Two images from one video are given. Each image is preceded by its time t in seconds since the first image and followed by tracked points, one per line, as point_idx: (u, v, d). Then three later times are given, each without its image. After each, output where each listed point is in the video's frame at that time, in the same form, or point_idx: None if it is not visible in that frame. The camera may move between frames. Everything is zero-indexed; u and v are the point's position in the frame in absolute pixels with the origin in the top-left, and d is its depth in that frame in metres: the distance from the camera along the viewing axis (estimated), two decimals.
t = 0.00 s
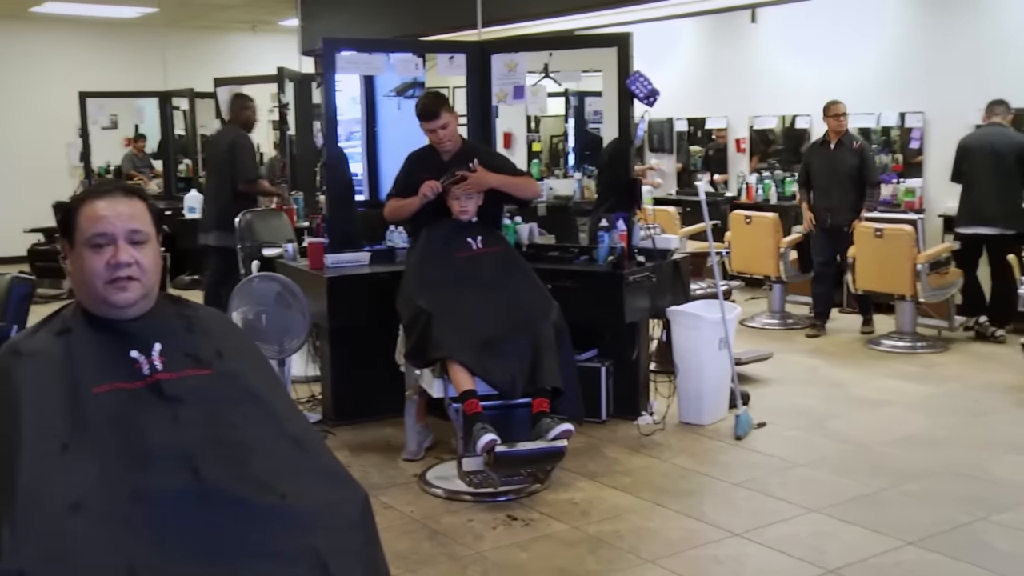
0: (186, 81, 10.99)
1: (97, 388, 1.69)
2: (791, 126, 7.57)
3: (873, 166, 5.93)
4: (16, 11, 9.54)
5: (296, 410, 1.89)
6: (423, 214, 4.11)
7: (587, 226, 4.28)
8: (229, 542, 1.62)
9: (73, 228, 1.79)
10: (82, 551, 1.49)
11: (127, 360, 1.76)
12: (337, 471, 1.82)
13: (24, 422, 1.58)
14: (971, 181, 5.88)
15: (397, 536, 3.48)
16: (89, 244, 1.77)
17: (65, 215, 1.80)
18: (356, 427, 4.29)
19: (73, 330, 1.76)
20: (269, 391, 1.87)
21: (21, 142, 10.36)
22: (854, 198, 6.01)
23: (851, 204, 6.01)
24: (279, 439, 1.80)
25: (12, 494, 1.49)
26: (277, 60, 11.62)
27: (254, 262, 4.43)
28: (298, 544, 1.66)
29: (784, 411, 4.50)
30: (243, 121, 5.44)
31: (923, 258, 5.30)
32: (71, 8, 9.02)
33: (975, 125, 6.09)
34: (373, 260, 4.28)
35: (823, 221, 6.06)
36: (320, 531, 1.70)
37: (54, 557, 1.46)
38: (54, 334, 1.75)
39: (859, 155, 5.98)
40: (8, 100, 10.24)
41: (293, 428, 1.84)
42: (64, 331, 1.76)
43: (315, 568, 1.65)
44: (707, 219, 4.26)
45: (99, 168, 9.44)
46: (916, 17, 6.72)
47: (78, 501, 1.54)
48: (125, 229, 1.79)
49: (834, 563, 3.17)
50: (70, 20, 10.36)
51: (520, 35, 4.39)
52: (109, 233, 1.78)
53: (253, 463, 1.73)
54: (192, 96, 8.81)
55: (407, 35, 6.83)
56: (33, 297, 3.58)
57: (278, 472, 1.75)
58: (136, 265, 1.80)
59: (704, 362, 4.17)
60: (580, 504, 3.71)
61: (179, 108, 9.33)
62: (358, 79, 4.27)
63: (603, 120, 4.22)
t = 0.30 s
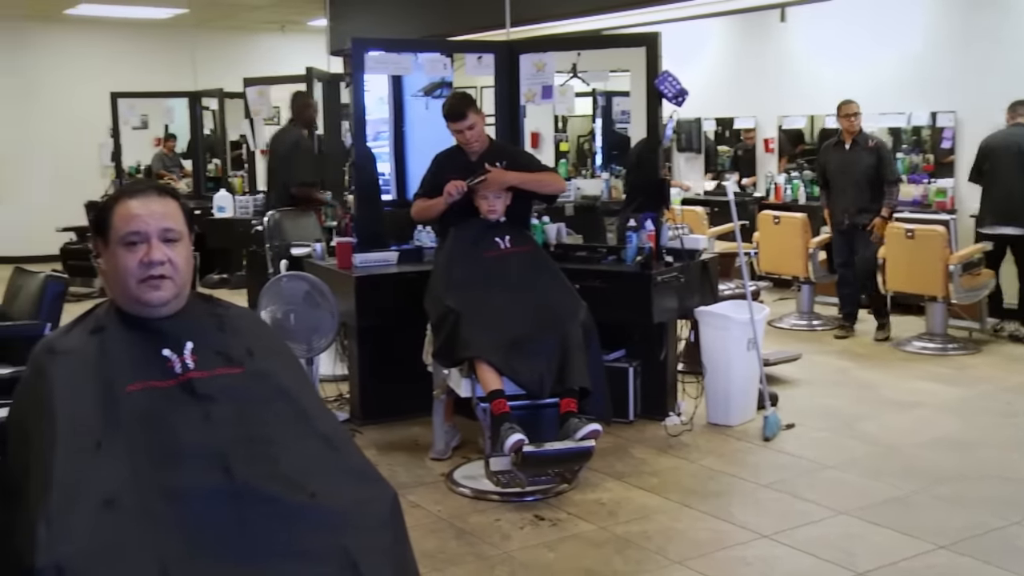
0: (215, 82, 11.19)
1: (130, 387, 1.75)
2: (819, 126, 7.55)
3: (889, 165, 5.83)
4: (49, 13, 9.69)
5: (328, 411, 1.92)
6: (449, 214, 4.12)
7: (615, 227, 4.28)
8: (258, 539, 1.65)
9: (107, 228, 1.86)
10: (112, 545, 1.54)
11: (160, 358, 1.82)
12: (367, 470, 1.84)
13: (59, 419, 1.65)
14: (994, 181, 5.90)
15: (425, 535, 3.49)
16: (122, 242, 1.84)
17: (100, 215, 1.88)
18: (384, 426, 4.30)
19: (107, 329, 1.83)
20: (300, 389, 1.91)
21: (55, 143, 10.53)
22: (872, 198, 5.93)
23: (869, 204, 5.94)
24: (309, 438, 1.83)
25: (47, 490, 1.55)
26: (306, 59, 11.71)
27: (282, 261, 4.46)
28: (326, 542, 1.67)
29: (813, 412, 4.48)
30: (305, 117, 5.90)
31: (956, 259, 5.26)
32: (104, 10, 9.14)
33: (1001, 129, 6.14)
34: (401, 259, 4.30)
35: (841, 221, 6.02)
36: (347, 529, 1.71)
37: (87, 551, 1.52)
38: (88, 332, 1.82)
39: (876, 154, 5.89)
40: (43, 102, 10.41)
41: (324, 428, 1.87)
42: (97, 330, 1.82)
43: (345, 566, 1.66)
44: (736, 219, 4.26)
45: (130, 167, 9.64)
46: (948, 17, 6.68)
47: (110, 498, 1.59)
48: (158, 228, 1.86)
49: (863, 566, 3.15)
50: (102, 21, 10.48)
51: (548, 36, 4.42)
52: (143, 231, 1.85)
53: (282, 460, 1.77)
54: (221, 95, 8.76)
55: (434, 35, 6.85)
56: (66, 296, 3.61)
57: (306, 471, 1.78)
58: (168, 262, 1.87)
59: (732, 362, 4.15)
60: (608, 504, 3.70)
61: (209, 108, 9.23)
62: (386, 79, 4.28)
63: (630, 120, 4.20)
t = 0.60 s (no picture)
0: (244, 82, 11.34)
1: (162, 384, 1.90)
2: (849, 125, 7.53)
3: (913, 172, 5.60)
4: (83, 15, 9.82)
5: (358, 411, 2.03)
6: (475, 214, 4.13)
7: (644, 226, 4.29)
8: (287, 535, 1.78)
9: (141, 226, 2.00)
10: (146, 538, 1.68)
11: (191, 357, 1.96)
12: (397, 468, 1.95)
13: (95, 417, 1.79)
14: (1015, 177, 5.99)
15: (452, 534, 3.49)
16: (155, 240, 1.98)
17: (134, 214, 2.02)
18: (412, 425, 4.31)
19: (139, 326, 1.98)
20: (329, 388, 2.03)
21: (87, 143, 10.66)
22: (894, 202, 5.74)
23: (892, 209, 5.75)
24: (339, 437, 1.95)
25: (84, 486, 1.70)
26: (334, 59, 11.77)
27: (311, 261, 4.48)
28: (355, 540, 1.79)
29: (842, 414, 4.46)
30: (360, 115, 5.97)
31: (988, 260, 5.25)
32: (135, 11, 9.25)
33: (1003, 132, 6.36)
34: (430, 259, 4.32)
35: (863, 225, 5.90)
36: (377, 526, 1.82)
37: (122, 544, 1.66)
38: (121, 330, 1.97)
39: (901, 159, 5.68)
40: (76, 103, 10.55)
41: (354, 427, 1.99)
42: (130, 327, 1.98)
43: (374, 563, 1.78)
44: (766, 219, 4.23)
45: (160, 167, 9.75)
46: (981, 15, 6.63)
47: (144, 494, 1.74)
48: (189, 226, 1.99)
49: (894, 569, 3.11)
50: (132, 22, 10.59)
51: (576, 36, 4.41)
52: (175, 230, 1.98)
53: (310, 458, 1.90)
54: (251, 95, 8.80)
55: (461, 35, 6.86)
56: (99, 294, 3.63)
57: (336, 469, 1.90)
58: (200, 259, 2.00)
59: (761, 362, 4.14)
60: (635, 505, 3.69)
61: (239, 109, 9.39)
62: (414, 78, 4.28)
63: (658, 120, 4.21)
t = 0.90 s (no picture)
0: (276, 82, 11.47)
1: (194, 383, 1.92)
2: (879, 125, 7.51)
3: (932, 175, 5.54)
4: (117, 16, 9.94)
5: (389, 411, 2.03)
6: (502, 215, 4.14)
7: (672, 227, 4.27)
8: (319, 532, 1.78)
9: (175, 225, 2.02)
10: (178, 535, 1.70)
11: (224, 355, 1.98)
12: (428, 469, 1.95)
13: (129, 416, 1.82)
14: None
15: (481, 533, 3.50)
16: (188, 239, 2.00)
17: (168, 213, 2.04)
18: (440, 424, 4.32)
19: (173, 325, 2.01)
20: (362, 387, 2.04)
21: (119, 142, 10.79)
22: (915, 203, 5.70)
23: (913, 209, 5.72)
24: (371, 437, 1.96)
25: (117, 484, 1.73)
26: (364, 59, 11.83)
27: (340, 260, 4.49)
28: (386, 537, 1.79)
29: (873, 416, 4.43)
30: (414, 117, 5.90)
31: None
32: (168, 11, 9.34)
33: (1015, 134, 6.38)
34: (458, 258, 4.31)
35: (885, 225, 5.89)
36: (407, 525, 1.82)
37: (154, 542, 1.68)
38: (155, 329, 2.00)
39: (922, 160, 5.62)
40: (109, 103, 10.69)
41: (386, 427, 1.99)
42: (164, 326, 2.01)
43: (404, 561, 1.78)
44: (796, 219, 4.20)
45: (190, 167, 9.84)
46: (1014, 14, 6.56)
47: (176, 492, 1.75)
48: (223, 226, 2.01)
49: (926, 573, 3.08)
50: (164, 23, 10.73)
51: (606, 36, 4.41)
52: (209, 230, 2.00)
53: (341, 456, 1.90)
54: (281, 95, 8.85)
55: (490, 34, 6.88)
56: (131, 292, 3.66)
57: (367, 467, 1.90)
58: (233, 259, 2.02)
59: (790, 363, 4.13)
60: (664, 506, 3.68)
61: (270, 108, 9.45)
62: (443, 78, 4.30)
63: (687, 119, 4.18)
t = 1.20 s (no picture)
0: (308, 81, 11.57)
1: (228, 381, 1.93)
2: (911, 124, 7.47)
3: (938, 177, 5.49)
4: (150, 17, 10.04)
5: (421, 411, 2.03)
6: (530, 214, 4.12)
7: (703, 227, 4.27)
8: (352, 531, 1.78)
9: (211, 224, 2.05)
10: (213, 531, 1.70)
11: (257, 354, 1.99)
12: (460, 469, 1.96)
13: (163, 414, 1.83)
14: None
15: (510, 532, 3.50)
16: (224, 238, 2.03)
17: (204, 212, 2.08)
18: (471, 424, 4.33)
19: (206, 324, 2.01)
20: (393, 387, 2.05)
21: (152, 142, 10.92)
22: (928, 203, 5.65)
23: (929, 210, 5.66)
24: (403, 437, 1.96)
25: (152, 482, 1.74)
26: (394, 59, 11.87)
27: (371, 260, 4.51)
28: (419, 537, 1.80)
29: (906, 418, 4.39)
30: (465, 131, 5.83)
31: None
32: (200, 12, 9.42)
33: None
34: (488, 258, 4.33)
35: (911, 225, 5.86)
36: (439, 525, 1.83)
37: (189, 540, 1.68)
38: (188, 327, 2.01)
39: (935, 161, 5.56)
40: (140, 104, 10.81)
41: (418, 427, 2.00)
42: (197, 325, 2.01)
43: (437, 561, 1.78)
44: (827, 219, 4.19)
45: (221, 166, 9.92)
46: None
47: (211, 489, 1.76)
48: (258, 226, 2.05)
49: None
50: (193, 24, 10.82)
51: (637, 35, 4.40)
52: (244, 229, 2.04)
53: (373, 455, 1.91)
54: (312, 95, 8.89)
55: (520, 34, 6.89)
56: (164, 291, 3.69)
57: (400, 468, 1.91)
58: (267, 259, 2.05)
59: (822, 364, 4.11)
60: (694, 507, 3.67)
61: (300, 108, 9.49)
62: (472, 78, 4.30)
63: (718, 119, 4.17)
